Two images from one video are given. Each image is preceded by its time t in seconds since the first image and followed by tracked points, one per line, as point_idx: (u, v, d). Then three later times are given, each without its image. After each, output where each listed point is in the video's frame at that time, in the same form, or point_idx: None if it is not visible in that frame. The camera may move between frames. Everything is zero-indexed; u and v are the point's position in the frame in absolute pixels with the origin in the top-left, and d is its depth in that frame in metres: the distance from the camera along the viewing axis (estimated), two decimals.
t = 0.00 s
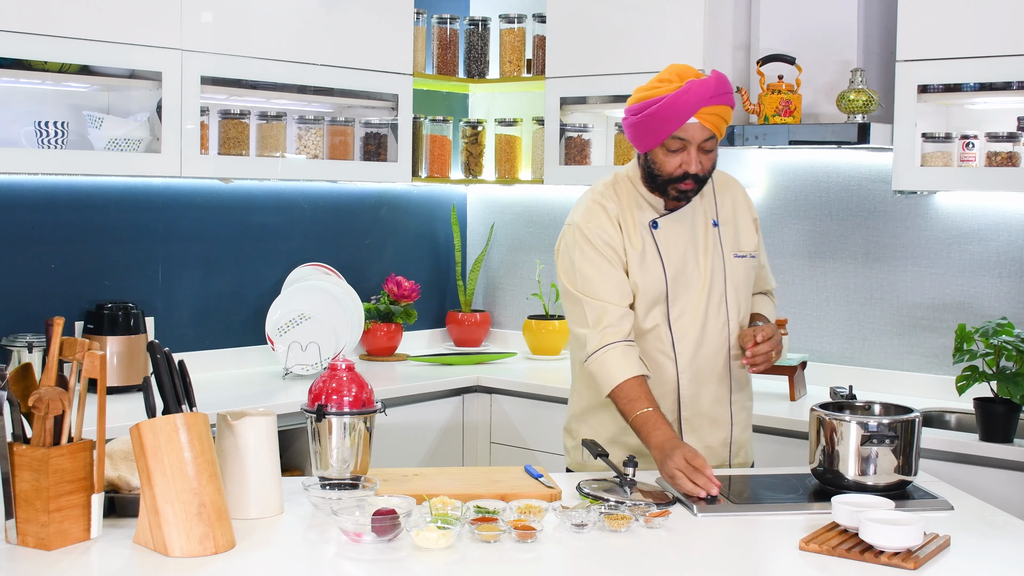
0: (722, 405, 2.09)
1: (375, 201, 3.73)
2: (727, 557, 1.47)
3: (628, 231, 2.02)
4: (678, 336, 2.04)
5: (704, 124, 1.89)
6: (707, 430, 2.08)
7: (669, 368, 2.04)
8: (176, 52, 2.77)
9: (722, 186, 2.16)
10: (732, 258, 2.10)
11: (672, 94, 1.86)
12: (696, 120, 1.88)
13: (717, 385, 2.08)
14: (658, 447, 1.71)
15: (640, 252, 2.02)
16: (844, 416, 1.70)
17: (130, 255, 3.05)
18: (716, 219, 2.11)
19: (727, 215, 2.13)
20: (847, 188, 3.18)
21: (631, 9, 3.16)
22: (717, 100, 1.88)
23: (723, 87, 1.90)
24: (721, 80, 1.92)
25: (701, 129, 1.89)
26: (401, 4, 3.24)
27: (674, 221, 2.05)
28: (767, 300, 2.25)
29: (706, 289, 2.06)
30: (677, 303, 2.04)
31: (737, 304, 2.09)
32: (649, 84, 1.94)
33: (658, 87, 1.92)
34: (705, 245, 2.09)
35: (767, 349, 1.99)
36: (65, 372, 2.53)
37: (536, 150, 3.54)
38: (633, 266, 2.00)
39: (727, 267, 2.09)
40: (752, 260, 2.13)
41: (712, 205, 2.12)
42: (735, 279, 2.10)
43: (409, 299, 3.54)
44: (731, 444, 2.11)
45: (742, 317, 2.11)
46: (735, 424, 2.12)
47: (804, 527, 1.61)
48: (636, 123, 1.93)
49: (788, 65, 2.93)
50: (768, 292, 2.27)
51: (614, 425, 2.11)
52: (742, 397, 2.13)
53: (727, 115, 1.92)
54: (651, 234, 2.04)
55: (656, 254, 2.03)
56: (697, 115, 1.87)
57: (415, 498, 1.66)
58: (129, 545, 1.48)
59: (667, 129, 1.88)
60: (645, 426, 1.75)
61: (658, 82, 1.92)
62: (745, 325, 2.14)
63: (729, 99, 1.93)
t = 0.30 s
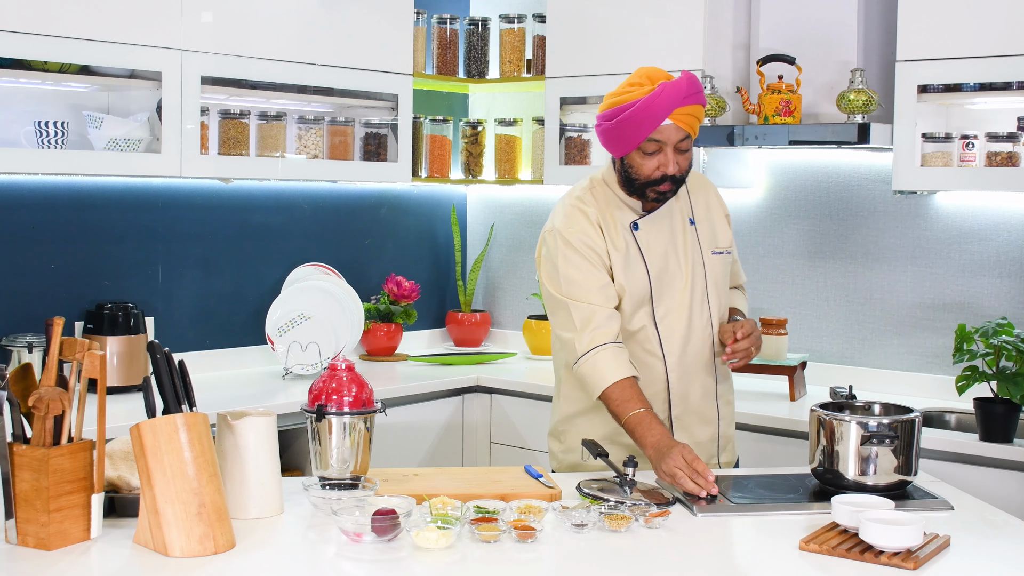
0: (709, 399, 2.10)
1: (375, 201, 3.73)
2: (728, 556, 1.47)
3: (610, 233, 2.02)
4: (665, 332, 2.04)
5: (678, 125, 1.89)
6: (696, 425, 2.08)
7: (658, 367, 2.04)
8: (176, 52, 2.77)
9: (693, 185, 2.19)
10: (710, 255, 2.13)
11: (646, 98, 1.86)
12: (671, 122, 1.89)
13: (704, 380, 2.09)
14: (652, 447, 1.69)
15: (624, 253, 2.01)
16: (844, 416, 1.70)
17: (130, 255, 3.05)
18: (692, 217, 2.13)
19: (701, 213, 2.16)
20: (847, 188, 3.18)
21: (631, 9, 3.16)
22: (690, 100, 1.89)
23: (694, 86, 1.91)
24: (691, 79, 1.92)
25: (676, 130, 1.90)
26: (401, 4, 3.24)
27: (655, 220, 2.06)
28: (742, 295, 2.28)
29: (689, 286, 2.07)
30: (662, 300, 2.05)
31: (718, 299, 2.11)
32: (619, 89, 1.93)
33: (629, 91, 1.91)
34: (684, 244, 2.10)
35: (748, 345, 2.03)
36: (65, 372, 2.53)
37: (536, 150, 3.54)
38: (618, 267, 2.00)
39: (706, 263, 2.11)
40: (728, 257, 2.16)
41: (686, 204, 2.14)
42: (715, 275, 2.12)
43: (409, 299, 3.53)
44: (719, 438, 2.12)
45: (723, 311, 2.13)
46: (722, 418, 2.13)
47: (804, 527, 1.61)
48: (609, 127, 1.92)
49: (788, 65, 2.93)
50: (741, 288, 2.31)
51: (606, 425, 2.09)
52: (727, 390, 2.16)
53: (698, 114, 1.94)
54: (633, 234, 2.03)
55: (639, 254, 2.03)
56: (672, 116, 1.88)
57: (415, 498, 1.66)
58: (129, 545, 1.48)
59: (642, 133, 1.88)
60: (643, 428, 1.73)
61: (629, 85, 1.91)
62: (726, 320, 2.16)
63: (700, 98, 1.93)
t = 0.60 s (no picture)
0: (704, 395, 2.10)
1: (375, 201, 3.73)
2: (728, 556, 1.47)
3: (603, 232, 2.02)
4: (660, 329, 2.04)
5: (665, 119, 1.91)
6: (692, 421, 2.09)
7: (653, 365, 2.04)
8: (176, 53, 2.77)
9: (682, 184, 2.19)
10: (701, 252, 2.13)
11: (633, 94, 1.87)
12: (658, 117, 1.90)
13: (699, 375, 2.09)
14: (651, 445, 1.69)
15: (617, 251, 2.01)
16: (844, 416, 1.70)
17: (130, 255, 3.05)
18: (682, 215, 2.13)
19: (691, 210, 2.16)
20: (847, 188, 3.18)
21: (631, 10, 3.17)
22: (676, 94, 1.90)
23: (680, 80, 1.92)
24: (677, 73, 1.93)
25: (664, 125, 1.91)
26: (401, 4, 3.24)
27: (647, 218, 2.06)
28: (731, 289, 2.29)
29: (682, 283, 2.07)
30: (655, 297, 2.05)
31: (710, 296, 2.12)
32: (605, 88, 1.95)
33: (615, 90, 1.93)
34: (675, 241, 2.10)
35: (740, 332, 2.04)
36: (65, 372, 2.53)
37: (536, 150, 3.54)
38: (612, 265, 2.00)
39: (697, 260, 2.12)
40: (718, 254, 2.17)
41: (676, 202, 2.14)
42: (706, 272, 2.12)
43: (409, 299, 3.53)
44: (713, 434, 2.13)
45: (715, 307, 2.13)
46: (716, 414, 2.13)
47: (804, 527, 1.61)
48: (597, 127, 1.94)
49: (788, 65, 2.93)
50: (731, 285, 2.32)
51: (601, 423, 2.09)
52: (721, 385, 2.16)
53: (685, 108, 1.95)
54: (625, 233, 2.03)
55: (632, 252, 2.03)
56: (658, 111, 1.89)
57: (415, 498, 1.66)
58: (129, 545, 1.48)
59: (630, 129, 1.90)
60: (642, 423, 1.72)
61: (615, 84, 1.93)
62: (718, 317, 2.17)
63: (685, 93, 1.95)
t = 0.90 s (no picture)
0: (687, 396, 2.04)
1: (375, 201, 3.73)
2: (727, 557, 1.46)
3: (582, 222, 1.99)
4: (638, 326, 1.99)
5: (635, 82, 1.95)
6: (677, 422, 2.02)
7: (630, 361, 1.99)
8: (176, 53, 2.77)
9: (683, 181, 2.13)
10: (693, 248, 2.05)
11: (597, 62, 1.97)
12: (628, 80, 1.95)
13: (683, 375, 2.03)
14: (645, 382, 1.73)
15: (595, 243, 1.98)
16: (844, 416, 1.70)
17: (129, 255, 3.05)
18: (676, 211, 2.07)
19: (688, 207, 2.10)
20: (847, 188, 3.18)
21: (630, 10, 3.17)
22: (642, 58, 1.96)
23: (647, 48, 1.98)
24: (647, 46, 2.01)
25: (635, 88, 1.96)
26: (401, 4, 3.24)
27: (632, 212, 2.02)
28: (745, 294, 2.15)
29: (665, 279, 2.01)
30: (637, 292, 1.99)
31: (700, 294, 2.03)
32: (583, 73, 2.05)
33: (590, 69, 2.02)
34: (664, 236, 2.04)
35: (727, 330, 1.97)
36: (66, 372, 2.53)
37: (536, 150, 3.54)
38: (588, 257, 1.97)
39: (688, 257, 2.04)
40: (715, 251, 2.07)
41: (670, 197, 2.08)
42: (698, 268, 2.04)
43: (410, 299, 3.53)
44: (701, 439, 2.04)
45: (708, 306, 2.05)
46: (707, 417, 2.04)
47: (804, 527, 1.61)
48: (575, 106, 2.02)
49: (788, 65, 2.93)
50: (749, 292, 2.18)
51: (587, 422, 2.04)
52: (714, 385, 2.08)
53: (660, 77, 1.98)
54: (606, 224, 2.00)
55: (612, 244, 1.99)
56: (626, 74, 1.95)
57: (415, 498, 1.66)
58: (129, 545, 1.48)
59: (598, 95, 1.96)
60: (628, 368, 1.76)
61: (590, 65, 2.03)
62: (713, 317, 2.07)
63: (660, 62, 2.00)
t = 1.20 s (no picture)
0: (627, 403, 1.99)
1: (375, 201, 3.72)
2: (727, 556, 1.47)
3: (538, 213, 1.99)
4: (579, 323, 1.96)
5: (604, 70, 1.95)
6: (616, 426, 1.99)
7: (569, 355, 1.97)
8: (176, 53, 2.77)
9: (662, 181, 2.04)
10: (651, 249, 1.97)
11: (568, 49, 1.98)
12: (597, 68, 1.96)
13: (622, 380, 1.98)
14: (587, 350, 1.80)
15: (548, 235, 1.97)
16: (843, 416, 1.70)
17: (129, 255, 3.05)
18: (642, 209, 1.99)
19: (659, 207, 2.01)
20: (847, 188, 3.19)
21: (630, 9, 3.16)
22: (609, 47, 1.96)
23: (618, 40, 1.98)
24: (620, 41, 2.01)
25: (604, 76, 1.96)
26: (401, 4, 3.24)
27: (590, 207, 1.98)
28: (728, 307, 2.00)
29: (614, 276, 1.96)
30: (582, 287, 1.96)
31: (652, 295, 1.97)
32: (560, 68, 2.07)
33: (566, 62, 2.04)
34: (622, 234, 1.98)
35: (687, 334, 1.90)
36: (66, 372, 2.53)
37: (536, 150, 3.54)
38: (538, 248, 1.97)
39: (645, 257, 1.97)
40: (678, 252, 1.98)
41: (640, 195, 2.01)
42: (651, 270, 1.97)
43: (410, 299, 3.53)
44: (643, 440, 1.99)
45: (659, 307, 1.98)
46: (652, 419, 1.99)
47: (804, 527, 1.61)
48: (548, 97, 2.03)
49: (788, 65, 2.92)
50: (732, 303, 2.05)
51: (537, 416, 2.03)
52: (664, 392, 2.01)
53: (630, 68, 1.97)
54: (562, 217, 1.98)
55: (564, 237, 1.97)
56: (595, 61, 1.96)
57: (415, 498, 1.66)
58: (129, 545, 1.48)
59: (565, 83, 1.97)
60: (565, 341, 1.83)
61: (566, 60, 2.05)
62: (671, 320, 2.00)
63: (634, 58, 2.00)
